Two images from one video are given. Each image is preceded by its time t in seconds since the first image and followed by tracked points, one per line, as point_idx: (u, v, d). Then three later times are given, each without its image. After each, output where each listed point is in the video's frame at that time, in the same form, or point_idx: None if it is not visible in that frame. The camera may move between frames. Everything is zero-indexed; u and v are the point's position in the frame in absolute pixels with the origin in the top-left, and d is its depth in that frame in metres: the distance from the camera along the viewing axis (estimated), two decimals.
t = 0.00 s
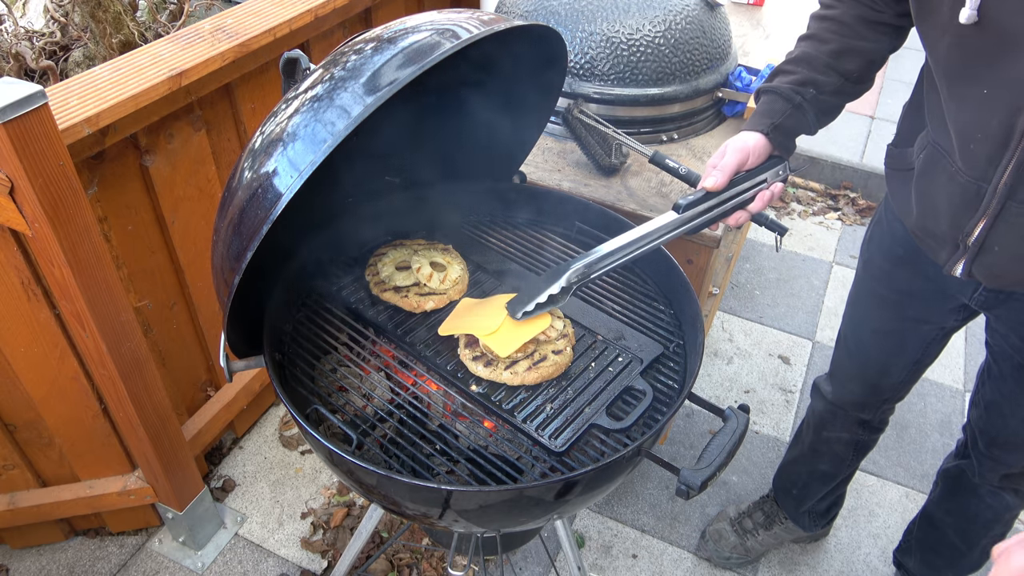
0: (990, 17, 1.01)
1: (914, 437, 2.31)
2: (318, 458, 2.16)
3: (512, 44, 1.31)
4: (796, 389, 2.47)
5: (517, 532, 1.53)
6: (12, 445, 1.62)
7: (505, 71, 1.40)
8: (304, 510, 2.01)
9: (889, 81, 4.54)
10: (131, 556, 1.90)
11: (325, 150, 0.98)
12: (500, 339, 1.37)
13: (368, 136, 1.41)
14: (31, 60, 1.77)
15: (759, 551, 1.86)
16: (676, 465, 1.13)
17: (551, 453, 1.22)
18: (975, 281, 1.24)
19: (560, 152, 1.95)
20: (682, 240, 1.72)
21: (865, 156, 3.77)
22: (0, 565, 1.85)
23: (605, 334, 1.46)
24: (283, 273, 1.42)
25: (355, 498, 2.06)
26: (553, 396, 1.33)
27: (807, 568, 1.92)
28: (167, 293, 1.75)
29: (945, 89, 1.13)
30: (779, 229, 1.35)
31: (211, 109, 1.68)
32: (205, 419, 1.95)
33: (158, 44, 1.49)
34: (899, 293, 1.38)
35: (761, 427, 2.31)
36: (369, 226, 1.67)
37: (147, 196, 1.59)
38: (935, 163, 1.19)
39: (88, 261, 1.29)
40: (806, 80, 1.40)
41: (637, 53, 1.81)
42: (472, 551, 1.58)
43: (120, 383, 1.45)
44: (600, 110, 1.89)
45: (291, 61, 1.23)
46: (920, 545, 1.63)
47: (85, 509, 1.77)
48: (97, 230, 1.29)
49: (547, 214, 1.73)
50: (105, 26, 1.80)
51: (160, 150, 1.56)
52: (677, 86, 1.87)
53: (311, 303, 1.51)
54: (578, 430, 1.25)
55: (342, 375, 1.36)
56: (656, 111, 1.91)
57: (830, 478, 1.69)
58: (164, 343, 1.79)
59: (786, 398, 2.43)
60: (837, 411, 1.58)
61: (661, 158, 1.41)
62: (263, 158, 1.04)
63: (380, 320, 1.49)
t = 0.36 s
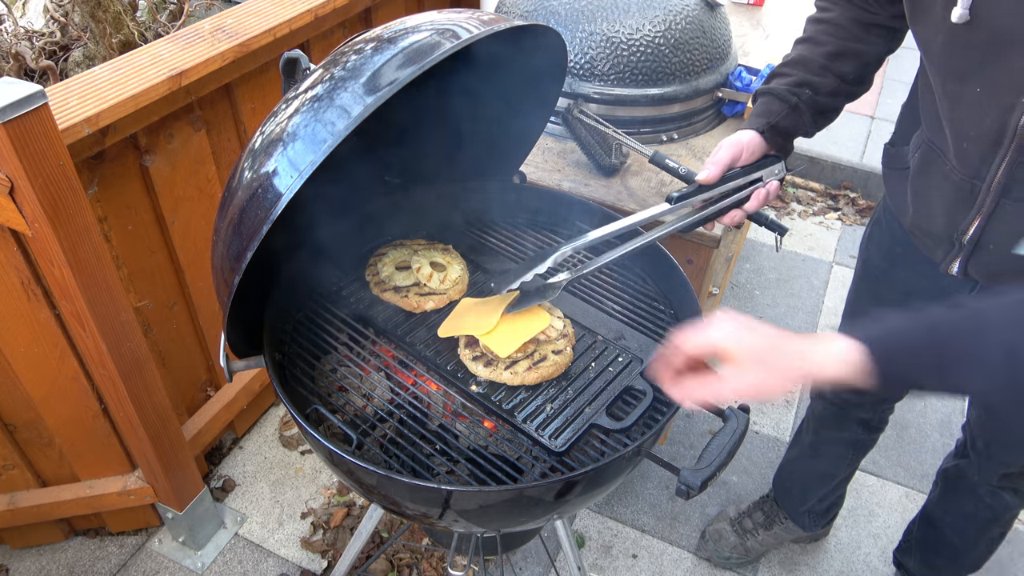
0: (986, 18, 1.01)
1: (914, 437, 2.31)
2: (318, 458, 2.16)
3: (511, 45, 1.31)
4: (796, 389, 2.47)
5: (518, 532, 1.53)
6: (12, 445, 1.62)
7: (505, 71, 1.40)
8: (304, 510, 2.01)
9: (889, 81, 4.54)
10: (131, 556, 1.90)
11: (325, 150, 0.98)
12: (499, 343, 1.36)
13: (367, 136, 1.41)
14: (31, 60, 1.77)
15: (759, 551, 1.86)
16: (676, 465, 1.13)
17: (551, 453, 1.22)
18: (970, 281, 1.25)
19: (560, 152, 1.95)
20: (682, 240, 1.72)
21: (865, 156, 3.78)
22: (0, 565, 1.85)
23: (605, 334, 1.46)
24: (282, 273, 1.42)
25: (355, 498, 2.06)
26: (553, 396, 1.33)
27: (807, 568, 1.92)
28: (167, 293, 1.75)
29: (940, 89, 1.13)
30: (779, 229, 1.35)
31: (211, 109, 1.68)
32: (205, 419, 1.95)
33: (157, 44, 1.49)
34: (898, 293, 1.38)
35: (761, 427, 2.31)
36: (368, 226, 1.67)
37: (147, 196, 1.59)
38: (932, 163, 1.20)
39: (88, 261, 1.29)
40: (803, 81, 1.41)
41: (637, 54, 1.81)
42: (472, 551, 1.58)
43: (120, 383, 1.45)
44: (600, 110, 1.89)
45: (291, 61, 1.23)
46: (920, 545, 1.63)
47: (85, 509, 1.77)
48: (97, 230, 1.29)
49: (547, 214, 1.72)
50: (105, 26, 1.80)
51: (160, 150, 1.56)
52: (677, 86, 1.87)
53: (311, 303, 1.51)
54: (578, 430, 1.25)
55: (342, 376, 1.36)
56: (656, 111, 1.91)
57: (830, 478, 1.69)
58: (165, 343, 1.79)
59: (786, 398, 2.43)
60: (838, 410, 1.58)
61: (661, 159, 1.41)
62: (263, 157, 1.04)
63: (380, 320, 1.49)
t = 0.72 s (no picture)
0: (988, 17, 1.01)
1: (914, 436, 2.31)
2: (318, 458, 2.16)
3: (511, 44, 1.31)
4: (796, 389, 2.47)
5: (518, 532, 1.53)
6: (12, 445, 1.62)
7: (507, 71, 1.40)
8: (304, 510, 2.01)
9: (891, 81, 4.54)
10: (131, 556, 1.90)
11: (325, 150, 0.98)
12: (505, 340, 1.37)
13: (367, 136, 1.41)
14: (31, 60, 1.77)
15: (758, 551, 1.86)
16: (676, 465, 1.13)
17: (551, 453, 1.22)
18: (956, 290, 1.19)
19: (559, 152, 1.95)
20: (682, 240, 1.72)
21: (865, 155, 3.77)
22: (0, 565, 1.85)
23: (605, 334, 1.46)
24: (283, 274, 1.42)
25: (355, 498, 2.06)
26: (553, 395, 1.33)
27: (807, 568, 1.92)
28: (167, 293, 1.75)
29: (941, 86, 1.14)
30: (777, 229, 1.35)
31: (211, 109, 1.68)
32: (205, 419, 1.95)
33: (158, 44, 1.49)
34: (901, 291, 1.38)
35: (761, 427, 2.31)
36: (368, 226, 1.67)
37: (147, 196, 1.59)
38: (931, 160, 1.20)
39: (88, 261, 1.29)
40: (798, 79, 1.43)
41: (637, 53, 1.81)
42: (473, 551, 1.58)
43: (120, 383, 1.45)
44: (600, 110, 1.89)
45: (291, 61, 1.23)
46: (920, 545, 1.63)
47: (85, 509, 1.77)
48: (97, 230, 1.29)
49: (547, 214, 1.73)
50: (105, 26, 1.80)
51: (160, 151, 1.56)
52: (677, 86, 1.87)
53: (311, 303, 1.51)
54: (578, 430, 1.25)
55: (342, 376, 1.36)
56: (656, 111, 1.91)
57: (830, 478, 1.69)
58: (165, 343, 1.79)
59: (786, 398, 2.43)
60: (838, 410, 1.58)
61: (661, 158, 1.42)
62: (263, 158, 1.05)
63: (380, 320, 1.49)
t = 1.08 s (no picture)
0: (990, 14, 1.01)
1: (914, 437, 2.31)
2: (318, 458, 2.16)
3: (512, 44, 1.31)
4: (796, 389, 2.47)
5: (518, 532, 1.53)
6: (12, 445, 1.62)
7: (507, 71, 1.40)
8: (304, 510, 2.01)
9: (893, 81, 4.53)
10: (131, 556, 1.90)
11: (325, 150, 0.98)
12: (512, 334, 1.39)
13: (368, 135, 1.41)
14: (31, 60, 1.77)
15: (758, 551, 1.86)
16: (676, 465, 1.13)
17: (551, 453, 1.22)
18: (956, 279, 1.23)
19: (560, 152, 1.95)
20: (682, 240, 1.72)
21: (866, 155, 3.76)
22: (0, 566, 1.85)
23: (605, 334, 1.46)
24: (283, 274, 1.42)
25: (355, 498, 2.06)
26: (553, 395, 1.33)
27: (807, 568, 1.92)
28: (167, 293, 1.75)
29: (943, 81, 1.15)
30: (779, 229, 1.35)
31: (211, 109, 1.68)
32: (205, 419, 1.95)
33: (157, 44, 1.49)
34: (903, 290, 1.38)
35: (761, 427, 2.31)
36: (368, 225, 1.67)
37: (147, 196, 1.59)
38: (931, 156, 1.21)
39: (88, 261, 1.29)
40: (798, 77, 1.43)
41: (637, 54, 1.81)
42: (473, 551, 1.58)
43: (119, 384, 1.45)
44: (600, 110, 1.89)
45: (291, 61, 1.23)
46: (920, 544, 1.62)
47: (85, 509, 1.77)
48: (97, 230, 1.29)
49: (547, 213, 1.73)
50: (105, 26, 1.80)
51: (160, 151, 1.56)
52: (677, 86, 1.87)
53: (311, 303, 1.51)
54: (578, 430, 1.25)
55: (342, 376, 1.36)
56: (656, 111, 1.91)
57: (830, 478, 1.69)
58: (165, 343, 1.79)
59: (786, 398, 2.43)
60: (838, 410, 1.58)
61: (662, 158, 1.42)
62: (263, 157, 1.04)
63: (380, 320, 1.49)
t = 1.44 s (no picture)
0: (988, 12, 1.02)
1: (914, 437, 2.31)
2: (318, 458, 2.16)
3: (512, 44, 1.31)
4: (796, 389, 2.47)
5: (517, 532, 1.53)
6: (12, 445, 1.62)
7: (508, 71, 1.40)
8: (304, 510, 2.01)
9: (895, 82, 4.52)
10: (131, 556, 1.90)
11: (325, 150, 0.98)
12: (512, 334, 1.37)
13: (368, 135, 1.41)
14: (31, 60, 1.77)
15: (758, 551, 1.86)
16: (675, 465, 1.13)
17: (551, 453, 1.22)
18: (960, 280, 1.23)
19: (560, 152, 1.95)
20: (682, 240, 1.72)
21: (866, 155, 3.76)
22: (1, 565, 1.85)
23: (605, 334, 1.46)
24: (284, 274, 1.42)
25: (355, 498, 2.06)
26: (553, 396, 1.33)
27: (807, 568, 1.92)
28: (167, 293, 1.75)
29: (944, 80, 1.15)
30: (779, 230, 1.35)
31: (211, 109, 1.68)
32: (205, 419, 1.95)
33: (158, 44, 1.49)
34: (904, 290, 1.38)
35: (761, 427, 2.31)
36: (369, 225, 1.67)
37: (147, 196, 1.59)
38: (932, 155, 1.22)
39: (88, 261, 1.29)
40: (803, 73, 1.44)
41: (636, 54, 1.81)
42: (472, 551, 1.58)
43: (120, 383, 1.45)
44: (600, 110, 1.89)
45: (291, 61, 1.23)
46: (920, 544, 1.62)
47: (85, 509, 1.77)
48: (97, 230, 1.29)
49: (547, 213, 1.73)
50: (105, 26, 1.80)
51: (160, 151, 1.56)
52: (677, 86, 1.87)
53: (311, 303, 1.51)
54: (578, 430, 1.25)
55: (342, 376, 1.36)
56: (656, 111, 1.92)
57: (830, 478, 1.69)
58: (165, 343, 1.80)
59: (786, 398, 2.43)
60: (839, 409, 1.58)
61: (662, 159, 1.42)
62: (263, 158, 1.05)
63: (380, 320, 1.49)
